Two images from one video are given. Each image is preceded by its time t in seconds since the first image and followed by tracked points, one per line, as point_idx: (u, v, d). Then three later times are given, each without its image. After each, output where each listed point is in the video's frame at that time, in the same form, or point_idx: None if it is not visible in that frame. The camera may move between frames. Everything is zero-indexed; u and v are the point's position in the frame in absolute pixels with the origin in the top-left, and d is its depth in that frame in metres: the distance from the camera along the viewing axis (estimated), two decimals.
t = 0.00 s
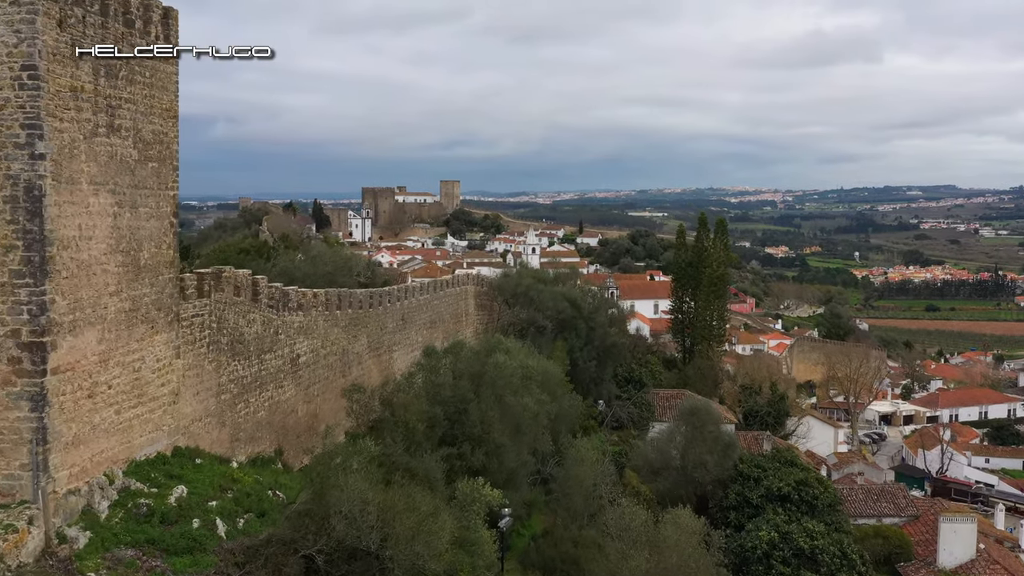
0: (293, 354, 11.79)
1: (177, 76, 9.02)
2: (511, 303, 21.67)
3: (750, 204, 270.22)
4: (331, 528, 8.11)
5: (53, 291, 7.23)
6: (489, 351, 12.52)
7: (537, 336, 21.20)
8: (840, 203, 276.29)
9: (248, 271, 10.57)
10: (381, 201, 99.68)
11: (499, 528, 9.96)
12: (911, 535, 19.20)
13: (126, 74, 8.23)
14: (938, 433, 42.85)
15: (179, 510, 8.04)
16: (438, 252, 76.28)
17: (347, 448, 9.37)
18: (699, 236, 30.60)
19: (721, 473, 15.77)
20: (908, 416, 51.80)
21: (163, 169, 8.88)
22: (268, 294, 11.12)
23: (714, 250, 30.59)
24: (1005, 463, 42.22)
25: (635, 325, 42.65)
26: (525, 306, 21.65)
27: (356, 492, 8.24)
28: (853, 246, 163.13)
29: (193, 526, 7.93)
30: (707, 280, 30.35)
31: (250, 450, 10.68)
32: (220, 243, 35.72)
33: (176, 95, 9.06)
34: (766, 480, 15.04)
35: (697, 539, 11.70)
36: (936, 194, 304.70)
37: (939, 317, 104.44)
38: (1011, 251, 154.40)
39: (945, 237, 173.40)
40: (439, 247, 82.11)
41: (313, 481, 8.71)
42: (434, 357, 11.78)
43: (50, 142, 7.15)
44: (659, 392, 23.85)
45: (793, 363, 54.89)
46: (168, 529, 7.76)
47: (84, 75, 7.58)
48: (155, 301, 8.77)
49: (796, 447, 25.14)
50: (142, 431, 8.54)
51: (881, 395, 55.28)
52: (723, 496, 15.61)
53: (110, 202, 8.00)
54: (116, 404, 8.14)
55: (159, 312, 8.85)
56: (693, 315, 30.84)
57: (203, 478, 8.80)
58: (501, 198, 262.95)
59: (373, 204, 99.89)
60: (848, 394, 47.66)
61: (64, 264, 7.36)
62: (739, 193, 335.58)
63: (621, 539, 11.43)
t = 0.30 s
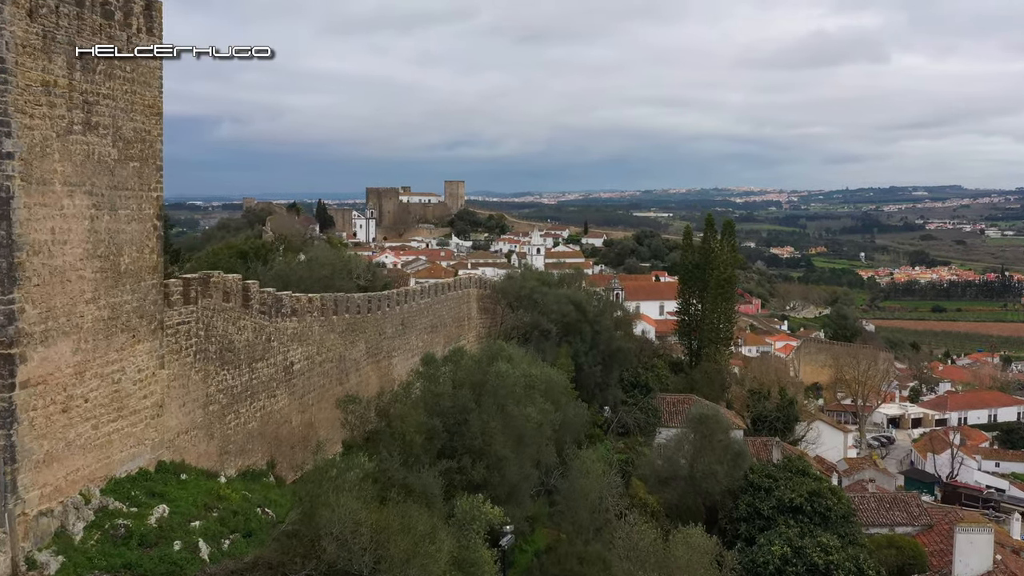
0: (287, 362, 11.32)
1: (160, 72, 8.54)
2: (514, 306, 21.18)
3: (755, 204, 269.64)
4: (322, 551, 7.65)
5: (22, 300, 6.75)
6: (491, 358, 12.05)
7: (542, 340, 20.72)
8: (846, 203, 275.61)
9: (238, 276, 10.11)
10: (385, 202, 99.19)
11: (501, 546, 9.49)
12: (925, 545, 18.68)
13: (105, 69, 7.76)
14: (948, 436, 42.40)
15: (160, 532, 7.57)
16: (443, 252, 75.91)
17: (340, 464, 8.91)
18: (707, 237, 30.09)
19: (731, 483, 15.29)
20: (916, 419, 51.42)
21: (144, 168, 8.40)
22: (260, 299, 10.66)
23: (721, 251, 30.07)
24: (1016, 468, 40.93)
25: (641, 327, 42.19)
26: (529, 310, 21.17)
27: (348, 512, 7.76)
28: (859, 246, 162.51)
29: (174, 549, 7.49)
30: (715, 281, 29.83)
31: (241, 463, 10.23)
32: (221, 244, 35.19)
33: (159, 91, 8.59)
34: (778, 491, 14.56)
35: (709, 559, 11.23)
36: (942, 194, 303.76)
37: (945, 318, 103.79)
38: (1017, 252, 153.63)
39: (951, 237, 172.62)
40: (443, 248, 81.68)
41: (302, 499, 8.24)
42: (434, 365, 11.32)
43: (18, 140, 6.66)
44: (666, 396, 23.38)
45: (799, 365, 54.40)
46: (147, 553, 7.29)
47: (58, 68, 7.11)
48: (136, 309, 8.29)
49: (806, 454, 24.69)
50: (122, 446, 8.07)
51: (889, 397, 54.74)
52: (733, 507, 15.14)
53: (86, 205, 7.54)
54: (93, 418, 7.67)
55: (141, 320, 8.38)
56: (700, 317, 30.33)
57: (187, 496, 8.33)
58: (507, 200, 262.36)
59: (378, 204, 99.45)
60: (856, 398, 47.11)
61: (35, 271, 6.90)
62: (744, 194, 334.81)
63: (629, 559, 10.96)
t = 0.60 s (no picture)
0: (283, 370, 10.85)
1: (145, 66, 8.10)
2: (521, 310, 20.70)
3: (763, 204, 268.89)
4: None
5: None
6: (496, 366, 11.57)
7: (549, 344, 20.27)
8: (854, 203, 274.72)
9: (229, 281, 9.64)
10: (393, 201, 98.83)
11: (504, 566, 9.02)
12: (943, 555, 18.15)
13: (84, 63, 7.30)
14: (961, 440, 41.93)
15: (140, 556, 7.11)
16: (450, 253, 75.54)
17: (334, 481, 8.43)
18: (718, 238, 29.62)
19: (744, 494, 14.81)
20: (928, 422, 50.94)
21: (126, 168, 7.92)
22: (253, 305, 10.19)
23: (733, 253, 29.57)
24: None
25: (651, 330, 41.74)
26: (536, 313, 20.72)
27: (341, 536, 7.30)
28: (867, 247, 161.80)
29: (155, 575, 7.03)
30: (726, 284, 29.30)
31: (233, 477, 9.76)
32: (227, 245, 34.74)
33: (144, 86, 8.14)
34: (793, 503, 14.05)
35: None
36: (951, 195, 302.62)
37: (954, 319, 103.08)
38: None
39: (960, 238, 171.68)
40: (451, 248, 81.30)
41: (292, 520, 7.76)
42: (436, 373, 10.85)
43: None
44: (675, 402, 22.93)
45: (809, 367, 53.94)
46: None
47: (30, 61, 6.63)
48: (118, 317, 7.82)
49: (818, 460, 24.17)
50: (103, 463, 7.60)
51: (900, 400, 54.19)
52: (745, 519, 14.65)
53: (62, 207, 7.07)
54: (69, 433, 7.19)
55: (124, 328, 7.91)
56: (711, 320, 29.78)
57: (172, 516, 7.87)
58: (515, 200, 262.26)
59: (385, 204, 99.10)
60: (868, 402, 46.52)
61: (4, 278, 6.43)
62: (752, 194, 333.89)
63: None
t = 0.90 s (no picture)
0: (277, 380, 10.38)
1: (127, 60, 7.62)
2: (528, 315, 20.25)
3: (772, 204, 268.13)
4: None
5: None
6: (501, 376, 11.08)
7: (556, 349, 19.80)
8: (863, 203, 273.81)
9: (220, 286, 9.16)
10: (400, 202, 98.45)
11: None
12: (963, 568, 17.63)
13: (59, 56, 6.83)
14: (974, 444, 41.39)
15: None
16: (458, 253, 75.16)
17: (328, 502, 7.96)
18: (728, 240, 29.11)
19: (758, 506, 14.32)
20: (940, 425, 50.38)
21: (106, 168, 7.45)
22: (247, 312, 9.72)
23: (744, 256, 29.07)
24: None
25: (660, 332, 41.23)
26: (544, 317, 20.23)
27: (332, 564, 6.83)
28: (877, 248, 161.02)
29: None
30: (737, 286, 28.78)
31: (224, 493, 9.31)
32: (231, 246, 34.25)
33: (126, 81, 7.67)
34: (809, 515, 13.56)
35: None
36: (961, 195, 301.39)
37: (965, 320, 102.34)
38: None
39: (971, 238, 170.76)
40: (459, 249, 80.90)
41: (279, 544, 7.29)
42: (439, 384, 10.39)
43: None
44: (686, 408, 22.46)
45: (820, 369, 53.44)
46: None
47: None
48: (97, 327, 7.35)
49: (832, 467, 23.66)
50: (79, 482, 7.13)
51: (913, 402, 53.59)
52: (760, 532, 14.16)
53: (34, 210, 6.60)
54: (42, 450, 6.72)
55: (104, 339, 7.44)
56: (722, 323, 29.24)
57: (153, 539, 7.40)
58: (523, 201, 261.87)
59: (393, 204, 98.66)
60: (879, 405, 45.90)
61: None
62: (761, 194, 332.86)
63: None
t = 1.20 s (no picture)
0: (271, 390, 9.91)
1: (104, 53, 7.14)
2: (535, 318, 19.79)
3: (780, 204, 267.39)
4: None
5: None
6: (505, 386, 10.61)
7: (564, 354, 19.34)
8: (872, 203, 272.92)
9: (208, 292, 8.68)
10: (408, 202, 98.08)
11: None
12: None
13: (27, 50, 6.37)
14: (988, 447, 40.84)
15: None
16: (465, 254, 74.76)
17: (317, 527, 7.51)
18: (739, 241, 28.62)
19: (773, 519, 13.83)
20: (953, 428, 49.78)
21: (81, 168, 6.96)
22: (237, 319, 9.23)
23: (754, 257, 28.57)
24: None
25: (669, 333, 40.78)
26: (550, 322, 19.75)
27: None
28: (885, 248, 160.31)
29: None
30: (748, 289, 28.27)
31: (212, 510, 8.85)
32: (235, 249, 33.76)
33: (102, 75, 7.19)
34: (826, 528, 13.08)
35: None
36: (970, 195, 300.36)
37: (975, 320, 101.66)
38: None
39: (980, 238, 169.96)
40: (466, 249, 80.54)
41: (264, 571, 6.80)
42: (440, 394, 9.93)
43: None
44: (696, 413, 21.98)
45: (830, 371, 52.95)
46: None
47: None
48: (71, 337, 6.88)
49: (846, 474, 23.16)
50: (49, 505, 6.64)
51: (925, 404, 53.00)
52: (774, 546, 13.68)
53: None
54: (9, 471, 6.23)
55: (78, 351, 6.97)
56: (732, 325, 28.71)
57: (129, 567, 6.91)
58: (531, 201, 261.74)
59: (400, 204, 98.24)
60: (891, 408, 45.30)
61: None
62: (769, 193, 331.88)
63: None
